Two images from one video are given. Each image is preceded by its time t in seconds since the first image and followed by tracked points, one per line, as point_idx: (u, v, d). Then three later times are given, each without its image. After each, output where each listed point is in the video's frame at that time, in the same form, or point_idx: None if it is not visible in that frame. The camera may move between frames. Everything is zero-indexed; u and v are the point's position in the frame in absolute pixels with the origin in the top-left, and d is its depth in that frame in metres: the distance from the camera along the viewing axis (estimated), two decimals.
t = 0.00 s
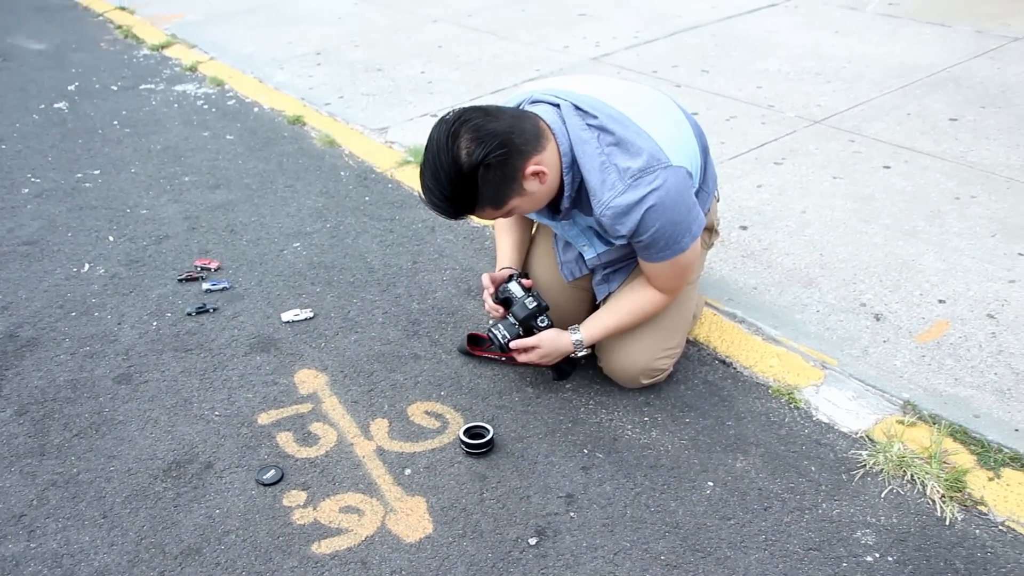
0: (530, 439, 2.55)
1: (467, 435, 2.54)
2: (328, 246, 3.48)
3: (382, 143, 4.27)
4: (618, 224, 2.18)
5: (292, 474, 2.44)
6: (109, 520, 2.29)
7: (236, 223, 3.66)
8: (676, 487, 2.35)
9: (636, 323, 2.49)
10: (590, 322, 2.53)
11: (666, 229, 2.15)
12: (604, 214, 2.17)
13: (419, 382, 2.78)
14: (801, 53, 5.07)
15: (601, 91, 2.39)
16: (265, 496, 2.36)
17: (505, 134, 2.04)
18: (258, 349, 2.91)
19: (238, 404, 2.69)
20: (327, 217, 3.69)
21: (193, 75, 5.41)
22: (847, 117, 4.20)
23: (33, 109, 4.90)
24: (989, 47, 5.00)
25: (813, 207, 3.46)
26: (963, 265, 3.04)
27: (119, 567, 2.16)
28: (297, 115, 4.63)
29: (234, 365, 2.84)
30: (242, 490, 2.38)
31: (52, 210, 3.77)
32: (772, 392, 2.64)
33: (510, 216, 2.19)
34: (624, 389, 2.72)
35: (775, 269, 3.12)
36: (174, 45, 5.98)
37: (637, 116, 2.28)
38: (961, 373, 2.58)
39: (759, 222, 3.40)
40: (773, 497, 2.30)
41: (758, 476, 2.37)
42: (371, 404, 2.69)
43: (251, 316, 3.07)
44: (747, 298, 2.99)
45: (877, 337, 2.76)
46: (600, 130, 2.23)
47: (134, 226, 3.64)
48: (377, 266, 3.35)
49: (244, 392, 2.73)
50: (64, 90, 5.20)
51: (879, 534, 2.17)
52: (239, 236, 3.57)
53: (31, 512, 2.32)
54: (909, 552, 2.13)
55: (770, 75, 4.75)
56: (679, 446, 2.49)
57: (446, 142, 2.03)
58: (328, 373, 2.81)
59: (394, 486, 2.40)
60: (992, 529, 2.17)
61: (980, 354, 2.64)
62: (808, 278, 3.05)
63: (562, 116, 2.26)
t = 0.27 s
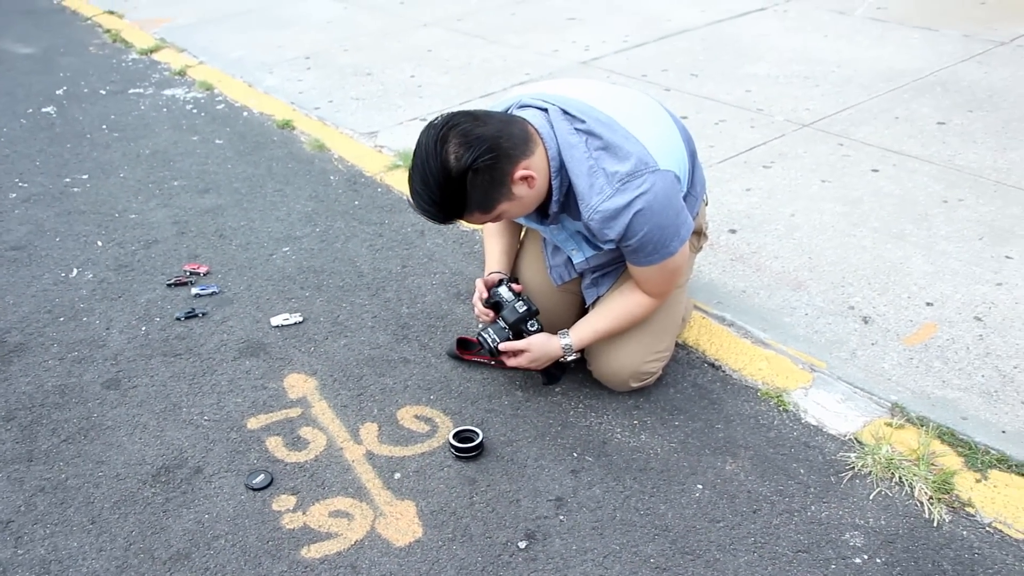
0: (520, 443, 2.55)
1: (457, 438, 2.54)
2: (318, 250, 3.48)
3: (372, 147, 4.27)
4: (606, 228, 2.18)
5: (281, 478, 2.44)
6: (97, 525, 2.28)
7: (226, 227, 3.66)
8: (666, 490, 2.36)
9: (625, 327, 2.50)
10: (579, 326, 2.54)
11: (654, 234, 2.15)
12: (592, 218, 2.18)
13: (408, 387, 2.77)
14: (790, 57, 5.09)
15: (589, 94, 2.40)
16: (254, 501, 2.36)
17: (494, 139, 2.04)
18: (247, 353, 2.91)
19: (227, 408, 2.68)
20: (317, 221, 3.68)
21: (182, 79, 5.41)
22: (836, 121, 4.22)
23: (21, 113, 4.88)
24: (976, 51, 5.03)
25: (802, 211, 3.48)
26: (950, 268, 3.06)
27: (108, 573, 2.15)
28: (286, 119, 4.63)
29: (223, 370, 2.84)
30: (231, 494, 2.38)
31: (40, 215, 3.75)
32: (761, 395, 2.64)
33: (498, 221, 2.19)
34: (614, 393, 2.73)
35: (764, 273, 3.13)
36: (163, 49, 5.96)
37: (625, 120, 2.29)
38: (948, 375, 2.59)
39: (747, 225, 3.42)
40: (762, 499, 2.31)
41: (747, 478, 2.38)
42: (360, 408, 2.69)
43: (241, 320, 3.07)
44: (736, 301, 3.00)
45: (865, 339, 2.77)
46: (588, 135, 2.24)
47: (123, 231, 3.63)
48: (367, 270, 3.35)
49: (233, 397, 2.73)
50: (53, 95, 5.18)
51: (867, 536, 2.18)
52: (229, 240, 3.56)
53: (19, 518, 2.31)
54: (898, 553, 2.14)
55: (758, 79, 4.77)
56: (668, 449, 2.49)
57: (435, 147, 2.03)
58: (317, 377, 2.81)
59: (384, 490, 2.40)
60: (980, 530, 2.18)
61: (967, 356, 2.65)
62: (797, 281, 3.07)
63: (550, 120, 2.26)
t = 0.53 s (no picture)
0: (516, 444, 2.55)
1: (453, 440, 2.55)
2: (315, 252, 3.49)
3: (369, 149, 4.28)
4: (600, 231, 2.19)
5: (278, 480, 2.44)
6: (95, 527, 2.28)
7: (223, 229, 3.66)
8: (661, 492, 2.36)
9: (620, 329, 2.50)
10: (574, 328, 2.54)
11: (648, 236, 2.16)
12: (586, 221, 2.19)
13: (404, 388, 2.78)
14: (786, 58, 5.10)
15: (583, 97, 2.40)
16: (251, 503, 2.36)
17: (488, 141, 2.05)
18: (243, 355, 2.91)
19: (223, 410, 2.69)
20: (313, 223, 3.69)
21: (180, 81, 5.41)
22: (832, 122, 4.22)
23: (19, 116, 4.89)
24: (972, 52, 5.04)
25: (798, 212, 3.48)
26: (946, 269, 3.06)
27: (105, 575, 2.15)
28: (283, 122, 4.63)
29: (220, 372, 2.84)
30: (227, 496, 2.38)
31: (38, 218, 3.76)
32: (757, 397, 2.65)
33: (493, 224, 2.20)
34: (610, 394, 2.73)
35: (760, 274, 3.13)
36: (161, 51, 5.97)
37: (619, 123, 2.30)
38: (944, 376, 2.60)
39: (743, 226, 3.42)
40: (757, 500, 2.31)
41: (742, 479, 2.38)
42: (357, 410, 2.69)
43: (237, 323, 3.07)
44: (732, 303, 3.01)
45: (860, 341, 2.77)
46: (582, 137, 2.25)
47: (120, 234, 3.63)
48: (364, 272, 3.35)
49: (229, 399, 2.73)
50: (51, 98, 5.19)
51: (863, 537, 2.18)
52: (226, 243, 3.57)
53: (15, 520, 2.31)
54: (893, 554, 2.14)
55: (755, 81, 4.78)
56: (664, 451, 2.50)
57: (429, 150, 2.03)
58: (313, 379, 2.81)
59: (380, 491, 2.40)
60: (975, 531, 2.18)
61: (963, 357, 2.66)
62: (793, 282, 3.07)
63: (544, 123, 2.27)
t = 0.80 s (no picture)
0: (517, 446, 2.55)
1: (454, 442, 2.55)
2: (316, 255, 3.49)
3: (370, 152, 4.29)
4: (599, 233, 2.19)
5: (279, 482, 2.44)
6: (96, 530, 2.29)
7: (224, 232, 3.67)
8: (662, 493, 2.36)
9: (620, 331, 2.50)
10: (574, 330, 2.55)
11: (646, 238, 2.16)
12: (585, 223, 2.19)
13: (405, 391, 2.78)
14: (787, 59, 5.10)
15: (582, 99, 2.40)
16: (252, 505, 2.37)
17: (487, 144, 2.05)
18: (244, 358, 2.92)
19: (224, 413, 2.69)
20: (315, 226, 3.70)
21: (181, 85, 5.42)
22: (833, 123, 4.22)
23: (21, 120, 4.90)
24: (973, 52, 5.04)
25: (799, 213, 3.48)
26: (947, 269, 3.06)
27: None
28: (284, 125, 4.64)
29: (221, 375, 2.85)
30: (229, 499, 2.39)
31: (40, 222, 3.77)
32: (757, 398, 2.65)
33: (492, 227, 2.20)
34: (611, 396, 2.73)
35: (760, 275, 3.13)
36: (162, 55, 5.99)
37: (617, 125, 2.30)
38: (944, 377, 2.59)
39: (744, 227, 3.42)
40: (758, 501, 2.31)
41: (743, 481, 2.38)
42: (357, 412, 2.70)
43: (239, 325, 3.08)
44: (733, 304, 3.01)
45: (861, 341, 2.77)
46: (580, 140, 2.25)
47: (122, 237, 3.64)
48: (364, 274, 3.36)
49: (230, 402, 2.74)
50: (53, 101, 5.20)
51: (863, 538, 2.18)
52: (227, 246, 3.57)
53: (17, 523, 2.32)
54: (894, 555, 2.14)
55: (755, 82, 4.78)
56: (665, 452, 2.50)
57: (428, 153, 2.04)
58: (314, 382, 2.82)
59: (381, 494, 2.40)
60: (976, 531, 2.18)
61: (964, 358, 2.66)
62: (793, 283, 3.07)
63: (542, 126, 2.27)
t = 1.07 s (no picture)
0: (526, 447, 2.55)
1: (464, 443, 2.55)
2: (325, 256, 3.50)
3: (378, 153, 4.29)
4: (607, 235, 2.19)
5: (288, 484, 2.45)
6: (107, 532, 2.30)
7: (234, 234, 3.68)
8: (671, 494, 2.36)
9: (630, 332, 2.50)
10: (584, 332, 2.55)
11: (655, 239, 2.16)
12: (593, 225, 2.19)
13: (415, 392, 2.78)
14: (795, 58, 5.09)
15: (589, 100, 2.40)
16: (262, 506, 2.37)
17: (494, 146, 2.06)
18: (254, 360, 2.93)
19: (234, 415, 2.70)
20: (323, 228, 3.70)
21: (190, 88, 5.45)
22: (842, 122, 4.21)
23: (32, 124, 4.93)
24: (983, 50, 5.01)
25: (808, 212, 3.47)
26: (957, 268, 3.05)
27: None
28: (292, 127, 4.65)
29: (231, 376, 2.85)
30: (239, 500, 2.39)
31: (50, 225, 3.79)
32: (767, 398, 2.64)
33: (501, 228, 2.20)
34: (620, 396, 2.73)
35: (769, 275, 3.13)
36: (171, 58, 6.01)
37: (624, 126, 2.30)
38: (955, 376, 2.58)
39: (753, 227, 3.42)
40: (768, 501, 2.30)
41: (753, 481, 2.37)
42: (367, 413, 2.70)
43: (248, 327, 3.09)
44: (742, 304, 3.00)
45: (871, 341, 2.76)
46: (587, 141, 2.25)
47: (132, 240, 3.66)
48: (373, 276, 3.36)
49: (240, 403, 2.74)
50: (62, 105, 5.23)
51: (874, 538, 2.17)
52: (236, 248, 3.59)
53: (29, 525, 2.33)
54: (905, 555, 2.13)
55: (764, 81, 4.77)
56: (675, 452, 2.49)
57: (436, 156, 2.04)
58: (323, 383, 2.82)
59: (390, 495, 2.41)
60: (988, 531, 2.17)
61: (974, 357, 2.64)
62: (802, 283, 3.06)
63: (549, 127, 2.27)
